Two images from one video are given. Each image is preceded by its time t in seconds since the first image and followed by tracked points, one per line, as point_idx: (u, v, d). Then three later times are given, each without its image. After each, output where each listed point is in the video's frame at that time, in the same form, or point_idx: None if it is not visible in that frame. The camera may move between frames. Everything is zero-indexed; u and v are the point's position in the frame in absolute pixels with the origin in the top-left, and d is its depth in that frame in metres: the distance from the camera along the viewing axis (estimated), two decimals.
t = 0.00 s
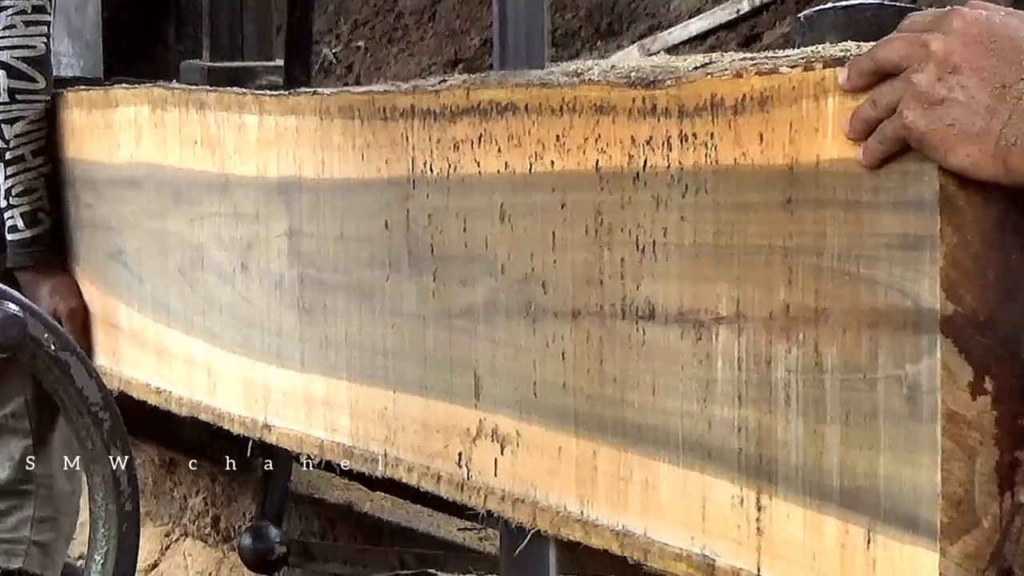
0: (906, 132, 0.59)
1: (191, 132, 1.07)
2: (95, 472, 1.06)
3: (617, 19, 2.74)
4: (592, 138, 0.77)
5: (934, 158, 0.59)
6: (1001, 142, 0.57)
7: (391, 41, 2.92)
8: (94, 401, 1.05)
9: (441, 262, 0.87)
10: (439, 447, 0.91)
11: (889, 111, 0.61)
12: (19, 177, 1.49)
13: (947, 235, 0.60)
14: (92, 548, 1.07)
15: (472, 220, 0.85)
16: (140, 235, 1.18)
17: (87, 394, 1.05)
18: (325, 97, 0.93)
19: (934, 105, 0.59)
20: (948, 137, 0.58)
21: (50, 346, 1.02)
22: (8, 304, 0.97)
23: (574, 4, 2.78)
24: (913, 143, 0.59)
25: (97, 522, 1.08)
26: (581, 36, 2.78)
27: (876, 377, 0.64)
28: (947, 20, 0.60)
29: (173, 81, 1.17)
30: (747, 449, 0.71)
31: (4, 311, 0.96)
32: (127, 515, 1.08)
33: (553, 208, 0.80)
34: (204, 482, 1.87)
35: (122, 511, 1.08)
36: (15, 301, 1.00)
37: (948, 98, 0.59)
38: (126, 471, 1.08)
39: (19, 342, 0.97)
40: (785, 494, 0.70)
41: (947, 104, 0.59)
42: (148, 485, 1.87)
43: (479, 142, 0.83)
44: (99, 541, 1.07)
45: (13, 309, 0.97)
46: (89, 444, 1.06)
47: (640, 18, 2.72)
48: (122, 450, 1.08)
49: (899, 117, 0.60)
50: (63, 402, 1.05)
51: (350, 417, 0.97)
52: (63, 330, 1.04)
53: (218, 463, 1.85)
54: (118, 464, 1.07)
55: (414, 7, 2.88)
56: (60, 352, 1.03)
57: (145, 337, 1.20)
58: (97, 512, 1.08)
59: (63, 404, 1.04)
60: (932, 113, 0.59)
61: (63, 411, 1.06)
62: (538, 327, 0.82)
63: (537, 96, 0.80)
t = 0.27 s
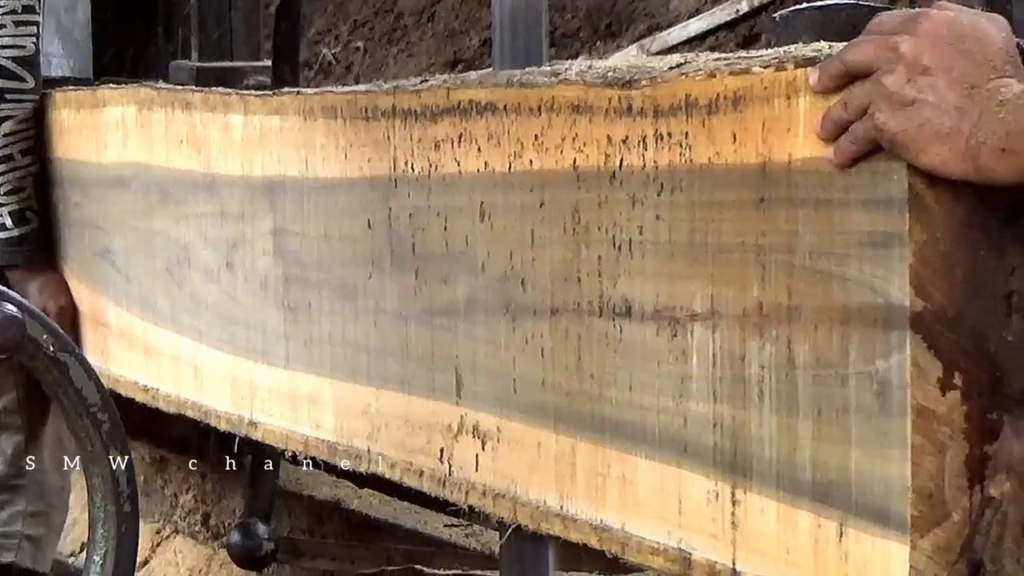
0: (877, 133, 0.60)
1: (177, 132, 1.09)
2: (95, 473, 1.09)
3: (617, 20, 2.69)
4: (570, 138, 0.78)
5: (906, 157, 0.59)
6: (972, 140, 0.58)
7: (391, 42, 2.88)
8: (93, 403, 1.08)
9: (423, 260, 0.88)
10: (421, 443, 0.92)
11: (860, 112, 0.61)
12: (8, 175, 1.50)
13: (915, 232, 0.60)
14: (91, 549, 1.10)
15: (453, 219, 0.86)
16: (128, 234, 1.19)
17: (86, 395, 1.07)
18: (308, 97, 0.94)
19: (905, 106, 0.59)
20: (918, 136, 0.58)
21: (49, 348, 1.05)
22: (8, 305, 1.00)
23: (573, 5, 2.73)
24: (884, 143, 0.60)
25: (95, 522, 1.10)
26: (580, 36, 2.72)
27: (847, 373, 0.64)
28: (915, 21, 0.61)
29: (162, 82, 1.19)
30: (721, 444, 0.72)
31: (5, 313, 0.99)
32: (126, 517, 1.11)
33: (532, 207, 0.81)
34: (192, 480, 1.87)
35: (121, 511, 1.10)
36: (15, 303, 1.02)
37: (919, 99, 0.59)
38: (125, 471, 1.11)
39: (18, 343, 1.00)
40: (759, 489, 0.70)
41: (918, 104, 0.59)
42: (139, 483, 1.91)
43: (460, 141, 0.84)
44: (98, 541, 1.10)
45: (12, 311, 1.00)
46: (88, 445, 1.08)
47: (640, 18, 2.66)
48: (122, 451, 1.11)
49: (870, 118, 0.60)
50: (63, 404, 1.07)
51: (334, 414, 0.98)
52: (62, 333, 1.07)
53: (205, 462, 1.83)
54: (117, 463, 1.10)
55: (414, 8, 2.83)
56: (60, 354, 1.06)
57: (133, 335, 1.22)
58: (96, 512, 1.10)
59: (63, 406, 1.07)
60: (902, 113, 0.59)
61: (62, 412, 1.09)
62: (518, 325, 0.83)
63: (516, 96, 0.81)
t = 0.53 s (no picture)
0: (861, 133, 0.60)
1: (167, 130, 1.10)
2: (91, 473, 1.02)
3: (616, 19, 2.32)
4: (555, 135, 0.78)
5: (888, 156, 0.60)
6: (953, 138, 0.58)
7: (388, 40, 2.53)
8: (92, 402, 1.01)
9: (410, 256, 0.89)
10: (408, 439, 0.92)
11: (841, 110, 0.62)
12: None
13: (896, 228, 0.60)
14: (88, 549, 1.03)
15: (439, 216, 0.86)
16: (119, 231, 1.20)
17: (85, 394, 1.00)
18: (297, 95, 0.95)
19: (884, 103, 0.60)
20: (901, 135, 0.59)
21: (47, 347, 0.98)
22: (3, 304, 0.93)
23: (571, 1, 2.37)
24: (868, 142, 0.61)
25: (94, 523, 1.04)
26: (578, 36, 2.35)
27: (829, 367, 0.65)
28: (896, 20, 0.61)
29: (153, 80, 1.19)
30: (704, 439, 0.72)
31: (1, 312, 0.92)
32: (125, 516, 1.03)
33: (517, 204, 0.81)
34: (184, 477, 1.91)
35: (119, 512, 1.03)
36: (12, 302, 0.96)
37: (900, 98, 0.60)
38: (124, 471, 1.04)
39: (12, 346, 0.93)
40: (741, 484, 0.71)
41: (900, 103, 0.60)
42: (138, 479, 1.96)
43: (446, 139, 0.85)
44: (97, 541, 1.03)
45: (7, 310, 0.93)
46: (86, 445, 1.01)
47: (637, 16, 2.29)
48: (121, 450, 1.04)
49: (853, 117, 0.61)
50: (60, 403, 1.00)
51: (322, 410, 0.99)
52: (62, 331, 1.00)
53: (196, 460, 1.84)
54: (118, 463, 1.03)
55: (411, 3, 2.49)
56: (58, 353, 0.99)
57: (123, 332, 1.22)
58: (94, 512, 1.03)
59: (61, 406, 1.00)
60: (885, 113, 0.60)
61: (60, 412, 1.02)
62: (504, 321, 0.84)
63: (501, 93, 0.81)
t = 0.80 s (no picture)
0: (843, 135, 0.61)
1: (156, 129, 1.11)
2: (90, 473, 0.92)
3: (613, 18, 2.19)
4: (538, 133, 0.79)
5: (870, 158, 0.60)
6: (934, 138, 0.59)
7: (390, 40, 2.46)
8: (91, 401, 0.92)
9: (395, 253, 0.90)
10: (394, 435, 0.93)
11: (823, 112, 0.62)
12: None
13: (872, 224, 0.60)
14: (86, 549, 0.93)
15: (424, 213, 0.87)
16: (108, 229, 1.21)
17: (84, 394, 0.91)
18: (284, 93, 0.96)
19: (858, 100, 0.60)
20: (879, 135, 0.59)
21: (46, 345, 0.89)
22: None
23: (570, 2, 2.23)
24: (845, 141, 0.61)
25: (92, 524, 0.94)
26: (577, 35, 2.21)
27: (806, 362, 0.65)
28: (872, 21, 0.61)
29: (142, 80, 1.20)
30: (685, 434, 0.73)
31: None
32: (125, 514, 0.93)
33: (500, 201, 0.82)
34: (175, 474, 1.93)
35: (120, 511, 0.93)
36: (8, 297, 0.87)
37: (880, 101, 0.60)
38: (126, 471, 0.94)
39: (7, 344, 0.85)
40: (721, 479, 0.71)
41: (878, 104, 0.60)
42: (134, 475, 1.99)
43: (431, 137, 0.86)
44: (96, 541, 0.93)
45: None
46: (85, 444, 0.92)
47: (636, 16, 2.17)
48: (122, 450, 0.94)
49: (831, 117, 0.61)
50: (59, 403, 0.91)
51: (310, 406, 1.00)
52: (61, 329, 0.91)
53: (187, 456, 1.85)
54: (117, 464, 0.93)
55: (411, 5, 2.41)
56: (57, 352, 0.90)
57: (113, 329, 1.23)
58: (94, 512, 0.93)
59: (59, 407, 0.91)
60: (866, 115, 0.60)
61: (59, 412, 0.92)
62: (488, 317, 0.84)
63: (485, 91, 0.82)
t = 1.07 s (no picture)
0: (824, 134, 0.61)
1: (148, 128, 1.11)
2: (91, 473, 0.93)
3: (614, 17, 2.20)
4: (524, 132, 0.80)
5: (863, 160, 0.61)
6: (930, 138, 0.59)
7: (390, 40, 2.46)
8: (92, 402, 0.92)
9: (384, 252, 0.90)
10: (382, 432, 0.94)
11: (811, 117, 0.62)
12: None
13: (853, 222, 0.61)
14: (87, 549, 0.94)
15: (412, 212, 0.88)
16: (100, 228, 1.22)
17: (85, 395, 0.91)
18: (274, 93, 0.97)
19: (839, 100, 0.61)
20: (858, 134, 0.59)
21: (46, 347, 0.88)
22: None
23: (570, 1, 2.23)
24: (826, 141, 0.61)
25: (92, 523, 0.95)
26: (577, 35, 2.21)
27: (789, 359, 0.65)
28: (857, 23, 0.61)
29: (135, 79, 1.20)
30: (669, 431, 0.73)
31: None
32: (125, 515, 0.94)
33: (486, 200, 0.83)
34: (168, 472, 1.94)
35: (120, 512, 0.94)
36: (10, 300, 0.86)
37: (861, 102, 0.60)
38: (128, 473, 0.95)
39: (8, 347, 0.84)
40: (705, 475, 0.71)
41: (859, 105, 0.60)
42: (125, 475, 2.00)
43: (418, 136, 0.86)
44: (96, 542, 0.94)
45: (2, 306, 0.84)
46: (85, 444, 0.92)
47: (636, 16, 2.16)
48: (122, 450, 0.95)
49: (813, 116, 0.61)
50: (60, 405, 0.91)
51: (300, 403, 1.00)
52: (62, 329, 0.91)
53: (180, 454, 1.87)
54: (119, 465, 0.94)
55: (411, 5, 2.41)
56: (58, 353, 0.89)
57: (105, 327, 1.24)
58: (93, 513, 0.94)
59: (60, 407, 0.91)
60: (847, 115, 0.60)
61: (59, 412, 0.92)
62: (475, 315, 0.85)
63: (472, 91, 0.83)
